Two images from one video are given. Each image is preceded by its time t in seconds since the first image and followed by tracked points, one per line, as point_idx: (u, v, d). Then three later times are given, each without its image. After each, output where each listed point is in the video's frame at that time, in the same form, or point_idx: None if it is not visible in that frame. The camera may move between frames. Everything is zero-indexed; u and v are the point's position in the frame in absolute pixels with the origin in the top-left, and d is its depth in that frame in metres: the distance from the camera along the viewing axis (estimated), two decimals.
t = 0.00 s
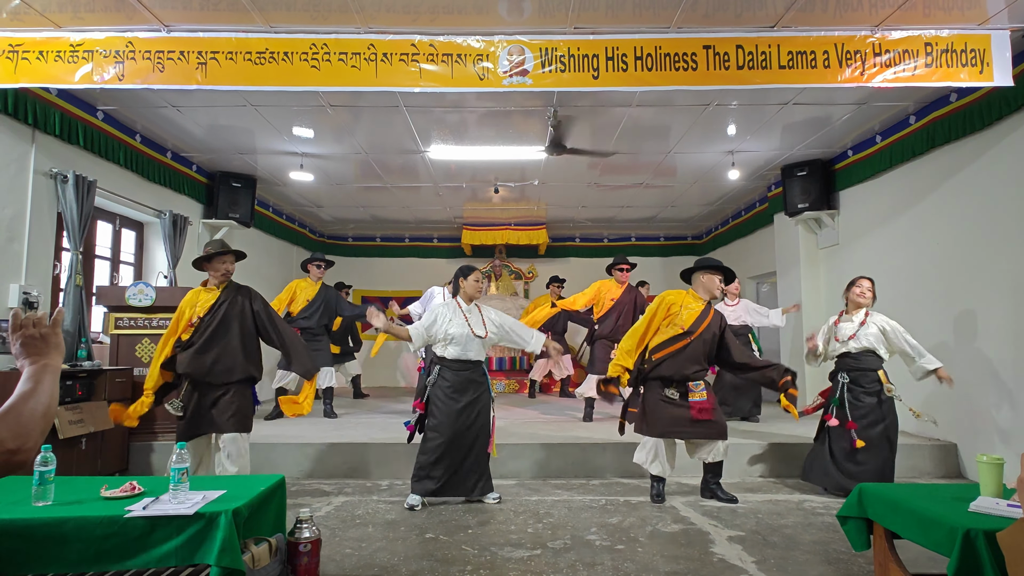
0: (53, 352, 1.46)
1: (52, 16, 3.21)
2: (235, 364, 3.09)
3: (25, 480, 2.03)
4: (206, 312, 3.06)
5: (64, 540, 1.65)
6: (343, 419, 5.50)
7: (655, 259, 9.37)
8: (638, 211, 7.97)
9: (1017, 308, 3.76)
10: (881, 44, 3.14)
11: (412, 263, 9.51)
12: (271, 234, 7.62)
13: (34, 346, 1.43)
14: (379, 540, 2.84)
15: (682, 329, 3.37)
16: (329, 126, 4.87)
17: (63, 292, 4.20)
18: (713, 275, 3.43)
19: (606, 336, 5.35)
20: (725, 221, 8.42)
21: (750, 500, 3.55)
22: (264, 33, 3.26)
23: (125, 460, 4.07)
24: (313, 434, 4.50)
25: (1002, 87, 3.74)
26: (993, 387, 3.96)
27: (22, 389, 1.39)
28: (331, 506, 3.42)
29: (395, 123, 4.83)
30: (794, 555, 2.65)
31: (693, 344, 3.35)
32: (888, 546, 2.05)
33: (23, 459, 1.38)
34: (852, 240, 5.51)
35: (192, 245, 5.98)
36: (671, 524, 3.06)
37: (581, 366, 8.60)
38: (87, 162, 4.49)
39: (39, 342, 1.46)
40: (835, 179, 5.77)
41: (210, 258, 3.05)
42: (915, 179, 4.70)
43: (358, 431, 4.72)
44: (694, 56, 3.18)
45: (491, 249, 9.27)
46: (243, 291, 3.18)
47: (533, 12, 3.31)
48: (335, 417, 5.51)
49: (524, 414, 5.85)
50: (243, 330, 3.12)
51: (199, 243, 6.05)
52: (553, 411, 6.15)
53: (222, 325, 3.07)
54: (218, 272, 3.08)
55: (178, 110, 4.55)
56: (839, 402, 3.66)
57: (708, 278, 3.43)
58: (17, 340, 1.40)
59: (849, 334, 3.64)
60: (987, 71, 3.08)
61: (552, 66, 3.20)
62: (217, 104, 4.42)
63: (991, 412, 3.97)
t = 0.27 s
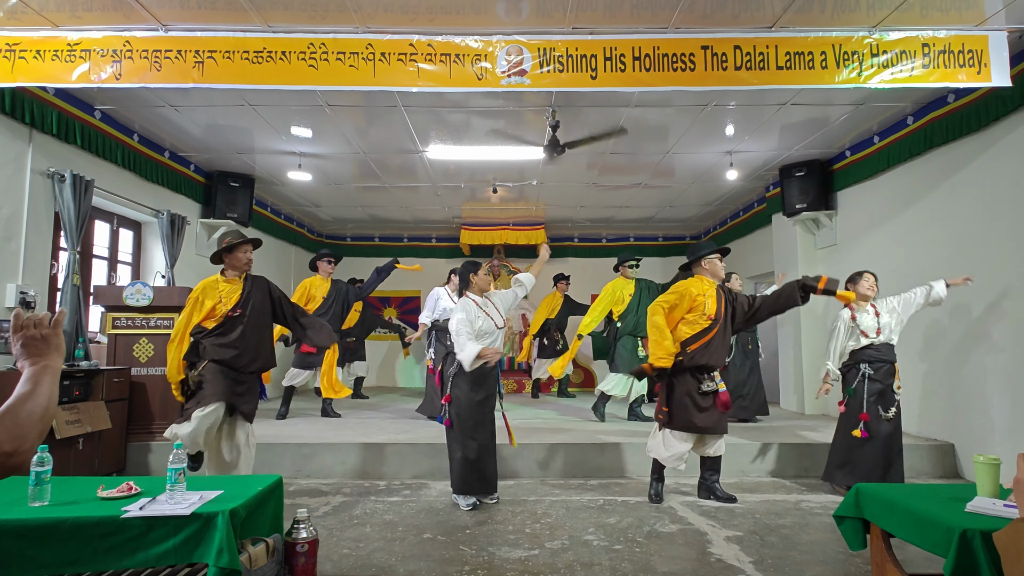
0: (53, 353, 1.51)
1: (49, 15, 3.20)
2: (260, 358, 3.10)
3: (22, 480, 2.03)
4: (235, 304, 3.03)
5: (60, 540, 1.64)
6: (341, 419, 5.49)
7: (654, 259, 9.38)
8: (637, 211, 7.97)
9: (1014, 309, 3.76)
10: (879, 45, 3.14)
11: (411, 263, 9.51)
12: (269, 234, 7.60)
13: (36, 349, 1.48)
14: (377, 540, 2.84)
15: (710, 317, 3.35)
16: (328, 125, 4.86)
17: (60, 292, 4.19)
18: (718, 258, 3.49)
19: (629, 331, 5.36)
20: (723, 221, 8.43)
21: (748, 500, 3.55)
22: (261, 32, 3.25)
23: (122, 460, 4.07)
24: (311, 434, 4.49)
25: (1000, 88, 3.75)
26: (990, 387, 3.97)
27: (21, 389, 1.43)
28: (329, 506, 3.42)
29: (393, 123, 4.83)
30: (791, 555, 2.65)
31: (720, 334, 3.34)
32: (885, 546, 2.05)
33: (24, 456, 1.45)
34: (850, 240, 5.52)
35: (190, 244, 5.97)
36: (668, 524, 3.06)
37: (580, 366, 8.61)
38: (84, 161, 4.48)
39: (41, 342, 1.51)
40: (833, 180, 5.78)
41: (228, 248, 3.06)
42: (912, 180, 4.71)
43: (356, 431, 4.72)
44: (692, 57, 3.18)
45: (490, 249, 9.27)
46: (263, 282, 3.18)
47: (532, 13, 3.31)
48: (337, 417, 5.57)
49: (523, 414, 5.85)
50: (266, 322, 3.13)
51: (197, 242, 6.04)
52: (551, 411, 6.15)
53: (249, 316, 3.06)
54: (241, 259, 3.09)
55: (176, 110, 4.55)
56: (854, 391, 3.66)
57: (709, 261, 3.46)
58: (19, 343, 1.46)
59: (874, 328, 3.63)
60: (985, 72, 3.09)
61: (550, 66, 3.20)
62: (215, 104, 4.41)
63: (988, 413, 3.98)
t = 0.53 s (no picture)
0: (56, 356, 1.44)
1: (48, 16, 3.20)
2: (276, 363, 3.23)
3: (22, 481, 2.03)
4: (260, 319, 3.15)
5: (60, 541, 1.64)
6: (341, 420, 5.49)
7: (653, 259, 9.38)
8: (636, 211, 7.98)
9: (1014, 308, 3.77)
10: (878, 45, 3.14)
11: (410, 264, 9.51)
12: (268, 234, 7.60)
13: (38, 350, 1.41)
14: (377, 540, 2.84)
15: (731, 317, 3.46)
16: (327, 126, 4.86)
17: (59, 293, 4.19)
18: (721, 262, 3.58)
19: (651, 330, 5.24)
20: (722, 221, 8.44)
21: (748, 500, 3.56)
22: (260, 33, 3.25)
23: (122, 461, 4.06)
24: (311, 435, 4.49)
25: (998, 88, 3.76)
26: (990, 386, 3.97)
27: (23, 391, 1.35)
28: (329, 506, 3.42)
29: (393, 123, 4.83)
30: (791, 555, 2.65)
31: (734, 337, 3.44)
32: (885, 545, 2.05)
33: (19, 466, 1.35)
34: (849, 240, 5.53)
35: (189, 245, 5.97)
36: (668, 524, 3.06)
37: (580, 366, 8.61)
38: (84, 162, 4.48)
39: (44, 345, 1.44)
40: (832, 180, 5.78)
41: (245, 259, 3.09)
42: (911, 180, 4.71)
43: (356, 431, 4.72)
44: (691, 57, 3.18)
45: (489, 249, 9.27)
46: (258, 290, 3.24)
47: (531, 13, 3.32)
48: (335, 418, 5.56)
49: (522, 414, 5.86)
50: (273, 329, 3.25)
51: (196, 243, 6.04)
52: (551, 411, 6.15)
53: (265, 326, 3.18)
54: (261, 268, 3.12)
55: (175, 110, 4.54)
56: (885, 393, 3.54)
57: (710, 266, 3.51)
58: (21, 343, 1.39)
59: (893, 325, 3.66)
60: (984, 72, 3.09)
61: (549, 67, 3.21)
62: (215, 104, 4.41)
63: (987, 412, 3.99)
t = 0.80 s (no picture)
0: (57, 356, 1.42)
1: (47, 16, 3.20)
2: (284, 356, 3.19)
3: (21, 481, 2.03)
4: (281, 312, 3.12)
5: (60, 541, 1.64)
6: (341, 420, 5.49)
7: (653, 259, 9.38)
8: (636, 210, 7.97)
9: (1014, 307, 3.77)
10: (878, 44, 3.14)
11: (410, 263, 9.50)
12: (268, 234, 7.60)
13: (39, 351, 1.39)
14: (377, 540, 2.84)
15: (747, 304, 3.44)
16: (327, 126, 4.86)
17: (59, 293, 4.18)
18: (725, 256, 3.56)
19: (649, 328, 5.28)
20: (722, 220, 8.44)
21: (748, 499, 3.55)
22: (259, 33, 3.25)
23: (122, 460, 4.06)
24: (312, 435, 4.49)
25: (998, 87, 3.75)
26: (990, 386, 3.97)
27: (22, 392, 1.34)
28: (329, 506, 3.42)
29: (392, 123, 4.82)
30: (791, 554, 2.65)
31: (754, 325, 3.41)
32: (884, 544, 2.05)
33: (18, 467, 1.33)
34: (849, 239, 5.53)
35: (189, 245, 5.96)
36: (669, 523, 3.06)
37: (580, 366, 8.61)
38: (83, 162, 4.48)
39: (45, 345, 1.42)
40: (832, 179, 5.78)
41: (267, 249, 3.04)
42: (911, 179, 4.71)
43: (356, 431, 4.72)
44: (691, 57, 3.18)
45: (489, 249, 9.27)
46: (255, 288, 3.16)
47: (530, 13, 3.32)
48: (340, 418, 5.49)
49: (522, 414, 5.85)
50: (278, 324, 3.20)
51: (196, 243, 6.04)
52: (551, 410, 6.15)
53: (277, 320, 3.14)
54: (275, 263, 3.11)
55: (174, 110, 4.54)
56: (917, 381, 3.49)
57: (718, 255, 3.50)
58: (22, 344, 1.37)
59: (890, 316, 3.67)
60: (983, 71, 3.09)
61: (548, 67, 3.20)
62: (214, 104, 4.41)
63: (987, 411, 3.99)
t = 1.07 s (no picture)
0: (57, 356, 1.39)
1: (46, 15, 3.19)
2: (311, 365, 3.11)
3: (21, 482, 2.03)
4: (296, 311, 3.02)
5: (61, 541, 1.64)
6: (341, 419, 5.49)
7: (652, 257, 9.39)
8: (636, 209, 7.97)
9: (1015, 305, 3.76)
10: (877, 42, 3.14)
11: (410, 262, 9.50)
12: (268, 233, 7.59)
13: (39, 350, 1.36)
14: (377, 539, 2.84)
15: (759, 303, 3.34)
16: (326, 125, 4.85)
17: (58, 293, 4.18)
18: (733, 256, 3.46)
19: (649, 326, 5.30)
20: (722, 219, 8.44)
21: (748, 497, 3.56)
22: (258, 32, 3.25)
23: (122, 460, 4.06)
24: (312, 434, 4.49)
25: (998, 84, 3.75)
26: (990, 384, 3.97)
27: (22, 391, 1.29)
28: (330, 505, 3.42)
29: (390, 121, 4.82)
30: (791, 552, 2.65)
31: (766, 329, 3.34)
32: (884, 542, 2.06)
33: (16, 470, 1.26)
34: (848, 237, 5.53)
35: (188, 244, 5.96)
36: (669, 522, 3.07)
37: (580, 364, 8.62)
38: (82, 161, 4.47)
39: (44, 346, 1.39)
40: (831, 177, 5.78)
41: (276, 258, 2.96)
42: (911, 177, 4.71)
43: (356, 430, 4.72)
44: (690, 55, 3.18)
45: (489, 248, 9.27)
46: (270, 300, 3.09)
47: (529, 12, 3.32)
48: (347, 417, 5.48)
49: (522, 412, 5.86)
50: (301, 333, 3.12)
51: (195, 242, 6.03)
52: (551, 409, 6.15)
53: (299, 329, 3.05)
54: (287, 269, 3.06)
55: (173, 109, 4.54)
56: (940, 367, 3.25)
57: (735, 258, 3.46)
58: (22, 342, 1.33)
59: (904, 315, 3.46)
60: (983, 68, 3.09)
61: (547, 65, 3.20)
62: (213, 104, 4.41)
63: (987, 410, 3.99)
